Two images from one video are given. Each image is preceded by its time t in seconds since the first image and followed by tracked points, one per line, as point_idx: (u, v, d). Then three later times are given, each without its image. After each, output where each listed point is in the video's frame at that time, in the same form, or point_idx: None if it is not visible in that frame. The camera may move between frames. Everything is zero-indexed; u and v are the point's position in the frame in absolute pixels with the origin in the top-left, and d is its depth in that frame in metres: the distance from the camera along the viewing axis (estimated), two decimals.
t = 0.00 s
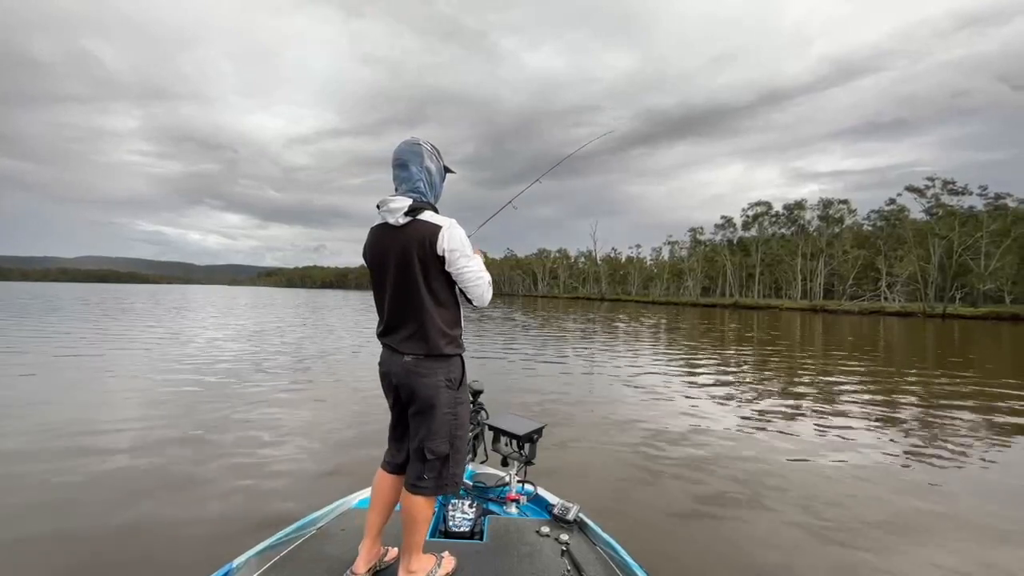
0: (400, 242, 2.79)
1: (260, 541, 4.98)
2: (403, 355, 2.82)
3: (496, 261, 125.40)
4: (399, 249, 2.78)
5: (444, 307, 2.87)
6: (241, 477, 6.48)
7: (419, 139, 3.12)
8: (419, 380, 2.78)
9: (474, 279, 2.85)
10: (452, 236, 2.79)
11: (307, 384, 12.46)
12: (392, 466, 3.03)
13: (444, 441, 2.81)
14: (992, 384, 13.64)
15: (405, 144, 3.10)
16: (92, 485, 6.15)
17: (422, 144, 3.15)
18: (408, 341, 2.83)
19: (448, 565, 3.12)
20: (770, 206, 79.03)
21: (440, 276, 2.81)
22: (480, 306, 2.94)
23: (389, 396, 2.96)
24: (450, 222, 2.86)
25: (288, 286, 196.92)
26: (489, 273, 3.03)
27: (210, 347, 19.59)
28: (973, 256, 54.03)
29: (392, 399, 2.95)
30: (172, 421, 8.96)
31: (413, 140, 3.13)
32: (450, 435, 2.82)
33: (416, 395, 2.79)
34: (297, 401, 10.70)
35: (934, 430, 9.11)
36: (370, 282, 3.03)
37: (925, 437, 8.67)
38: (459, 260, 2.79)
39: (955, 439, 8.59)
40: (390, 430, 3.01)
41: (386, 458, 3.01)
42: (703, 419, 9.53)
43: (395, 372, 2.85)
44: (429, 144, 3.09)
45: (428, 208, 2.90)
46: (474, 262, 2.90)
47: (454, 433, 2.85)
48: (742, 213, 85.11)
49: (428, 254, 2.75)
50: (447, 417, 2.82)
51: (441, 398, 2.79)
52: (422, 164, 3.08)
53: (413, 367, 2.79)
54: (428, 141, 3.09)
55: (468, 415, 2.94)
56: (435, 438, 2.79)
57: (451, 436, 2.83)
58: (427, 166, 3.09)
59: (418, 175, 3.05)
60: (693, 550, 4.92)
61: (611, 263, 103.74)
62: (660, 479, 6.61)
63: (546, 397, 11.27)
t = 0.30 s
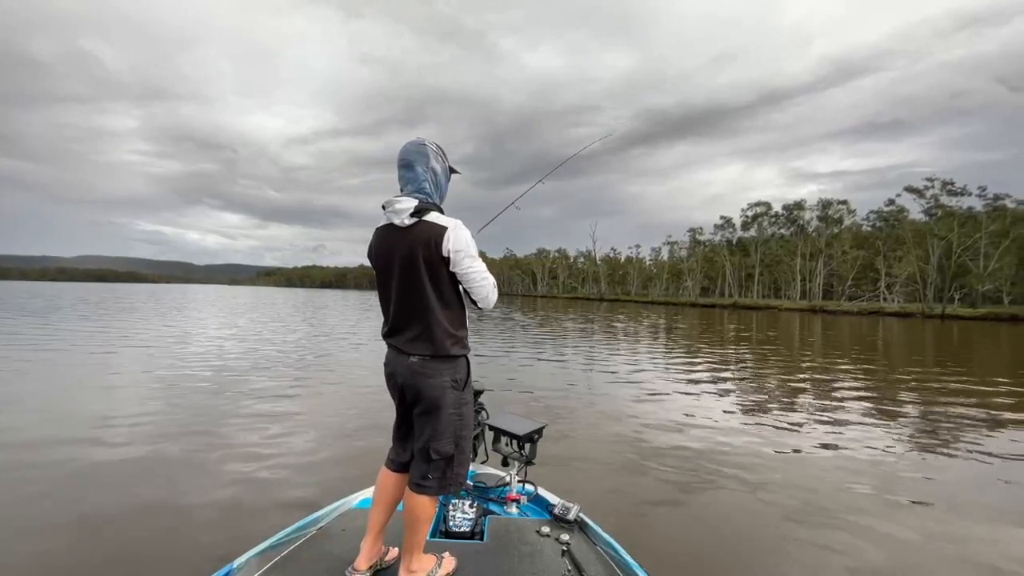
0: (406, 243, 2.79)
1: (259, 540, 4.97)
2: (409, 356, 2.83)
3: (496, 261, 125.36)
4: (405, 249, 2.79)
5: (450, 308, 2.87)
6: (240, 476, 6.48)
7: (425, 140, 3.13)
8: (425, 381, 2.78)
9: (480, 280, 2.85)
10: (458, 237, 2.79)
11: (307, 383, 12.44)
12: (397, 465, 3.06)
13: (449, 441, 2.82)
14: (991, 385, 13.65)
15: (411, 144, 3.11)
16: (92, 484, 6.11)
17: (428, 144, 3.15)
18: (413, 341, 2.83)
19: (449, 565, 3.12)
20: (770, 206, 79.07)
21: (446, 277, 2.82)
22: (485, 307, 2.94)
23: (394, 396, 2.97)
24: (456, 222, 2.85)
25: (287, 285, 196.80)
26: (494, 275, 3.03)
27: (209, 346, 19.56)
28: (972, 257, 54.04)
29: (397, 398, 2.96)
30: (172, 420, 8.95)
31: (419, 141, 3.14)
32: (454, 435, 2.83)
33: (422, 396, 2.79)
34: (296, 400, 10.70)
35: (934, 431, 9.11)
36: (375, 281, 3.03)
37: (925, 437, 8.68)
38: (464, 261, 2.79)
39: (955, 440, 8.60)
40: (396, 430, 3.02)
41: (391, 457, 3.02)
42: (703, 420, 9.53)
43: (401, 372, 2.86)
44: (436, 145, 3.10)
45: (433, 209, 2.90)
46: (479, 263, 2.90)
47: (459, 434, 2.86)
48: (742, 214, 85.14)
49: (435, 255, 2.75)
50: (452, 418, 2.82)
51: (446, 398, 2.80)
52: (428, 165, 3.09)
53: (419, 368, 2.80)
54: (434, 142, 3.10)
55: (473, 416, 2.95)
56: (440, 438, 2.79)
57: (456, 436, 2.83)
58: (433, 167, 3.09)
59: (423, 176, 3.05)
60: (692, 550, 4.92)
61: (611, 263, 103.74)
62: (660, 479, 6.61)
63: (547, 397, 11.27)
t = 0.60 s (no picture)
0: (410, 244, 2.78)
1: (261, 539, 4.98)
2: (411, 356, 2.83)
3: (495, 260, 125.32)
4: (408, 250, 2.78)
5: (452, 308, 2.87)
6: (239, 477, 6.47)
7: (429, 140, 3.12)
8: (426, 381, 2.78)
9: (482, 282, 2.85)
10: (460, 238, 2.79)
11: (306, 383, 12.44)
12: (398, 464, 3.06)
13: (449, 441, 2.82)
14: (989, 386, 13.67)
15: (415, 144, 3.11)
16: (90, 485, 6.08)
17: (432, 144, 3.15)
18: (416, 341, 2.83)
19: (449, 564, 3.12)
20: (768, 207, 79.18)
21: (448, 278, 2.81)
22: (486, 308, 2.94)
23: (396, 396, 2.97)
24: (459, 223, 2.85)
25: (286, 285, 196.60)
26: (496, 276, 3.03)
27: (208, 346, 19.52)
28: (970, 258, 54.16)
29: (400, 398, 2.95)
30: (171, 420, 8.94)
31: (422, 141, 3.13)
32: (455, 436, 2.83)
33: (423, 396, 2.79)
34: (296, 400, 10.69)
35: (932, 431, 9.13)
36: (376, 281, 3.03)
37: (923, 438, 8.71)
38: (467, 262, 2.79)
39: (952, 440, 8.61)
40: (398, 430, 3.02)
41: (392, 457, 3.03)
42: (702, 420, 9.54)
43: (402, 372, 2.86)
44: (439, 145, 3.10)
45: (436, 209, 2.89)
46: (482, 264, 2.89)
47: (459, 434, 2.86)
48: (740, 214, 85.26)
49: (437, 257, 2.75)
50: (453, 419, 2.82)
51: (447, 399, 2.80)
52: (431, 165, 3.09)
53: (420, 368, 2.80)
54: (438, 142, 3.10)
55: (474, 416, 2.94)
56: (441, 438, 2.79)
57: (456, 436, 2.84)
58: (436, 167, 3.09)
59: (427, 176, 3.05)
60: (692, 551, 4.91)
61: (609, 263, 103.85)
62: (659, 479, 6.60)
63: (546, 397, 11.26)
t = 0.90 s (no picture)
0: (409, 244, 2.78)
1: (261, 538, 4.96)
2: (411, 357, 2.82)
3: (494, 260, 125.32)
4: (407, 250, 2.78)
5: (451, 308, 2.87)
6: (239, 476, 6.46)
7: (428, 140, 3.12)
8: (426, 381, 2.78)
9: (481, 281, 2.84)
10: (459, 238, 2.78)
11: (305, 383, 12.42)
12: (398, 463, 3.06)
13: (449, 441, 2.82)
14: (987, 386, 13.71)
15: (415, 144, 3.10)
16: (88, 485, 6.05)
17: (432, 144, 3.15)
18: (415, 342, 2.83)
19: (449, 565, 3.11)
20: (767, 207, 79.26)
21: (448, 278, 2.81)
22: (486, 308, 2.93)
23: (396, 396, 2.97)
24: (458, 223, 2.84)
25: (284, 285, 196.26)
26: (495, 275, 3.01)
27: (207, 346, 19.47)
28: (968, 258, 54.30)
29: (400, 398, 2.95)
30: (170, 420, 8.91)
31: (422, 140, 3.13)
32: (455, 435, 2.82)
33: (423, 396, 2.79)
34: (295, 400, 10.67)
35: (931, 431, 9.15)
36: (376, 281, 3.03)
37: (921, 438, 8.73)
38: (466, 262, 2.78)
39: (951, 440, 8.62)
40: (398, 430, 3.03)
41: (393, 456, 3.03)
42: (701, 419, 9.54)
43: (402, 372, 2.86)
44: (439, 144, 3.09)
45: (436, 209, 2.89)
46: (480, 264, 2.88)
47: (459, 434, 2.85)
48: (739, 214, 85.34)
49: (436, 256, 2.75)
50: (453, 418, 2.82)
51: (446, 399, 2.79)
52: (430, 165, 3.08)
53: (420, 368, 2.79)
54: (438, 141, 3.09)
55: (474, 415, 2.94)
56: (441, 438, 2.79)
57: (456, 436, 2.83)
58: (435, 167, 3.09)
59: (426, 176, 3.04)
60: (692, 550, 4.92)
61: (608, 263, 103.85)
62: (660, 479, 6.60)
63: (545, 396, 11.26)
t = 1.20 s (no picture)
0: (405, 243, 2.78)
1: (261, 538, 4.96)
2: (408, 357, 2.82)
3: (492, 260, 125.32)
4: (404, 250, 2.78)
5: (448, 308, 2.87)
6: (239, 476, 6.46)
7: (425, 140, 3.12)
8: (423, 381, 2.78)
9: (478, 281, 2.83)
10: (456, 237, 2.78)
11: (305, 384, 12.40)
12: (398, 461, 3.08)
13: (447, 441, 2.81)
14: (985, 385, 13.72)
15: (411, 144, 3.11)
16: (86, 485, 6.04)
17: (428, 144, 3.15)
18: (412, 342, 2.83)
19: (449, 564, 3.11)
20: (765, 207, 79.36)
21: (444, 277, 2.80)
22: (483, 308, 2.92)
23: (394, 396, 2.96)
24: (455, 223, 2.84)
25: (282, 285, 196.04)
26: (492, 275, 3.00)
27: (205, 347, 19.43)
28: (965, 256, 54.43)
29: (398, 398, 2.95)
30: (169, 421, 8.90)
31: (419, 140, 3.13)
32: (452, 435, 2.82)
33: (420, 396, 2.79)
34: (294, 400, 10.66)
35: (929, 430, 9.15)
36: (373, 281, 3.02)
37: (921, 436, 8.73)
38: (463, 261, 2.78)
39: (949, 439, 8.63)
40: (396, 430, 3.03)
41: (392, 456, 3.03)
42: (701, 419, 9.54)
43: (399, 372, 2.86)
44: (436, 144, 3.09)
45: (432, 209, 2.89)
46: (477, 263, 2.88)
47: (457, 433, 2.85)
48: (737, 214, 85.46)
49: (433, 256, 2.75)
50: (450, 417, 2.82)
51: (444, 398, 2.79)
52: (427, 165, 3.08)
53: (417, 368, 2.79)
54: (434, 141, 3.09)
55: (471, 415, 2.94)
56: (438, 438, 2.79)
57: (454, 436, 2.83)
58: (432, 167, 3.09)
59: (423, 176, 3.04)
60: (691, 549, 4.92)
61: (607, 263, 103.94)
62: (659, 478, 6.60)
63: (544, 396, 11.27)
